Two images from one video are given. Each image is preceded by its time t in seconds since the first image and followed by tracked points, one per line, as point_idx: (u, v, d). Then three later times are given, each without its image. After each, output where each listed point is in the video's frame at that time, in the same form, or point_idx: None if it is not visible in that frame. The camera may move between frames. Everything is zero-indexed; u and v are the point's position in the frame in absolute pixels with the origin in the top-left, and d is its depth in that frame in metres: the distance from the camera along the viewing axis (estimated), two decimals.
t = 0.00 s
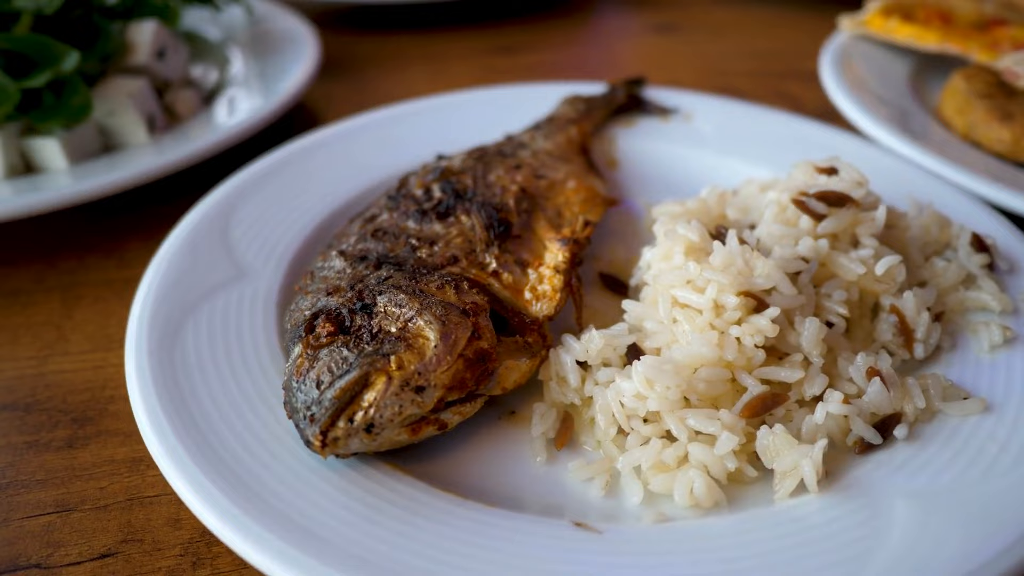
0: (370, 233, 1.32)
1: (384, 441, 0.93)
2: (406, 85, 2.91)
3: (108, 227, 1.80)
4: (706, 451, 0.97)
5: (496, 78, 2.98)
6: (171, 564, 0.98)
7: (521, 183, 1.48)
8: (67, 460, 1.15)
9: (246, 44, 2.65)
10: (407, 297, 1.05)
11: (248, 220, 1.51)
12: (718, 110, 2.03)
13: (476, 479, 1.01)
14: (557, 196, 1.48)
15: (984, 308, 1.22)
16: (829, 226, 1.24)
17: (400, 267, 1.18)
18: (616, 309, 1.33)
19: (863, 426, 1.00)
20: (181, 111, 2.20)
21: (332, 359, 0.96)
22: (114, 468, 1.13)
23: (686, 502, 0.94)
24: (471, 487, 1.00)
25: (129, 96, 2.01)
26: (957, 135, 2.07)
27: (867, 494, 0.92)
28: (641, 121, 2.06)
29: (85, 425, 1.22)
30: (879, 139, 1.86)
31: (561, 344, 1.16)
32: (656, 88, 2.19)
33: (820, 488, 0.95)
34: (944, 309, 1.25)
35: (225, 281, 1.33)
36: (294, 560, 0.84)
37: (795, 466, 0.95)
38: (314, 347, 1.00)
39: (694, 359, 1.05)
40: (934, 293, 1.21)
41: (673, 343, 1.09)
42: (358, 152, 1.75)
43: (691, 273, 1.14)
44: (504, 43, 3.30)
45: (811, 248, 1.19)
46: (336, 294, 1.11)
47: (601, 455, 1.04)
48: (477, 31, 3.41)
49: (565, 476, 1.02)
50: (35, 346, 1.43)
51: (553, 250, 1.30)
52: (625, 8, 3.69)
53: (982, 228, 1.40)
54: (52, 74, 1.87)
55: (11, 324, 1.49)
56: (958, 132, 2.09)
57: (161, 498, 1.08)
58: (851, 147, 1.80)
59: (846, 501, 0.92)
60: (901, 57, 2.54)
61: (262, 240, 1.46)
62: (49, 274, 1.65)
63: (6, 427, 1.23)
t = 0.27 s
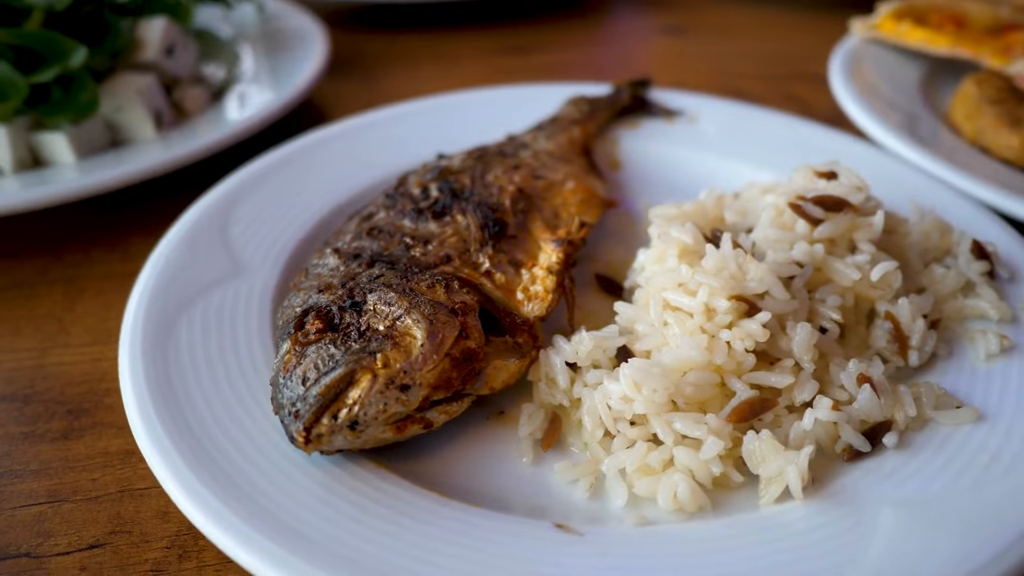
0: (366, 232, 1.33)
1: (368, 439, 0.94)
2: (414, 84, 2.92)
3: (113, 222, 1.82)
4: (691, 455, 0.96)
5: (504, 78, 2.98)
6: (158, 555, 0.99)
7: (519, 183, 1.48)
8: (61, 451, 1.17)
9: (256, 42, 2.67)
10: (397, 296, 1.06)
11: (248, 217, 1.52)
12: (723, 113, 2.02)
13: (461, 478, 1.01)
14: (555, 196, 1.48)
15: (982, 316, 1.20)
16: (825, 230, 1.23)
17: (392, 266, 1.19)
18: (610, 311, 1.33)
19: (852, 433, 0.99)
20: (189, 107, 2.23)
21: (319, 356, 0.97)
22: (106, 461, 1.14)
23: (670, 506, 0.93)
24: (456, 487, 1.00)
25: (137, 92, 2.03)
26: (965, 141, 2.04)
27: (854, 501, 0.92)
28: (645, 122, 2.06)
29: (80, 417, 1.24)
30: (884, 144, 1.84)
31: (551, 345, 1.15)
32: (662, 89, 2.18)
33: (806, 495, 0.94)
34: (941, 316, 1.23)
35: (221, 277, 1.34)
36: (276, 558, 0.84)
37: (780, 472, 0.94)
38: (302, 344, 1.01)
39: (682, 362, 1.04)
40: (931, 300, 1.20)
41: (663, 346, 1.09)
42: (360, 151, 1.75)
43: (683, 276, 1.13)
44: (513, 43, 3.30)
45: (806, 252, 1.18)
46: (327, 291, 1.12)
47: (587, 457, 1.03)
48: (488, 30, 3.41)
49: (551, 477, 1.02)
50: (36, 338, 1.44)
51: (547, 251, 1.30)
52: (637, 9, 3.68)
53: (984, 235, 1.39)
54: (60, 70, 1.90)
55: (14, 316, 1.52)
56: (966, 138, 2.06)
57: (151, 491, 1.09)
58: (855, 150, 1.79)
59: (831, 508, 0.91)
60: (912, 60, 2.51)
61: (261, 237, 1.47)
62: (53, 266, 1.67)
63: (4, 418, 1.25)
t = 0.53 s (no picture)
0: (361, 230, 1.33)
1: (352, 436, 0.94)
2: (422, 83, 2.93)
3: (118, 216, 1.84)
4: (676, 459, 0.96)
5: (512, 77, 2.98)
6: (144, 547, 1.00)
7: (517, 182, 1.48)
8: (55, 442, 1.18)
9: (266, 39, 2.69)
10: (386, 294, 1.06)
11: (247, 213, 1.53)
12: (727, 115, 2.01)
13: (445, 478, 1.01)
14: (552, 197, 1.47)
15: (980, 324, 1.19)
16: (821, 234, 1.22)
17: (385, 264, 1.19)
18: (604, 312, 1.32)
19: (840, 440, 0.98)
20: (197, 103, 2.25)
21: (306, 352, 0.98)
22: (99, 452, 1.16)
23: (653, 510, 0.93)
24: (440, 486, 1.00)
25: (145, 88, 2.05)
26: (974, 146, 2.02)
27: (838, 509, 0.91)
28: (649, 124, 2.05)
29: (76, 408, 1.25)
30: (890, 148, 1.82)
31: (541, 345, 1.15)
32: (667, 91, 2.17)
33: (791, 501, 0.93)
34: (938, 323, 1.22)
35: (218, 273, 1.35)
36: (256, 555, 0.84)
37: (764, 477, 0.93)
38: (290, 340, 1.01)
39: (670, 365, 1.04)
40: (927, 307, 1.19)
41: (652, 348, 1.08)
42: (361, 149, 1.76)
43: (674, 279, 1.13)
44: (523, 43, 3.30)
45: (800, 256, 1.17)
46: (318, 288, 1.13)
47: (573, 458, 1.03)
48: (498, 30, 3.40)
49: (535, 478, 1.02)
50: (37, 330, 1.46)
51: (541, 251, 1.30)
52: (648, 10, 3.66)
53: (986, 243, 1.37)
54: (68, 66, 1.92)
55: (16, 308, 1.54)
56: (975, 143, 2.04)
57: (140, 483, 1.10)
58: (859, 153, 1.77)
59: (815, 515, 0.90)
60: (924, 64, 2.48)
61: (259, 233, 1.48)
62: (57, 260, 1.69)
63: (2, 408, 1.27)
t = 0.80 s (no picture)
0: (357, 228, 1.33)
1: (338, 433, 0.94)
2: (429, 82, 2.93)
3: (121, 212, 1.85)
4: (662, 462, 0.95)
5: (519, 77, 2.98)
6: (132, 540, 1.01)
7: (515, 183, 1.48)
8: (50, 434, 1.20)
9: (274, 36, 2.70)
10: (377, 292, 1.06)
11: (247, 210, 1.54)
12: (731, 117, 2.00)
13: (432, 477, 1.01)
14: (549, 197, 1.47)
15: (977, 331, 1.17)
16: (817, 238, 1.21)
17: (378, 262, 1.19)
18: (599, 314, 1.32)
19: (829, 446, 0.98)
20: (203, 100, 2.26)
21: (295, 349, 0.98)
22: (93, 445, 1.17)
23: (637, 513, 0.92)
24: (426, 485, 1.00)
25: (151, 84, 2.07)
26: (981, 151, 2.00)
27: (825, 515, 0.90)
28: (652, 125, 2.04)
29: (72, 401, 1.26)
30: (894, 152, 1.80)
31: (533, 346, 1.15)
32: (671, 92, 2.16)
33: (777, 507, 0.93)
34: (934, 329, 1.21)
35: (214, 269, 1.36)
36: (241, 552, 0.84)
37: (751, 482, 0.93)
38: (280, 337, 1.02)
39: (660, 368, 1.03)
40: (923, 313, 1.17)
41: (642, 351, 1.08)
42: (362, 148, 1.77)
43: (667, 281, 1.12)
44: (530, 43, 3.29)
45: (795, 260, 1.16)
46: (311, 286, 1.13)
47: (560, 459, 1.03)
48: (506, 30, 3.40)
49: (522, 478, 1.01)
50: (38, 323, 1.48)
51: (536, 251, 1.30)
52: (657, 11, 3.65)
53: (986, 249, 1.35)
54: (73, 62, 1.95)
55: (18, 301, 1.55)
56: (982, 148, 2.02)
57: (132, 476, 1.10)
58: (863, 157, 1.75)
59: (801, 521, 0.90)
60: (934, 68, 2.46)
61: (257, 230, 1.49)
62: (60, 253, 1.71)
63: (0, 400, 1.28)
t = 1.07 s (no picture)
0: (352, 225, 1.34)
1: (323, 430, 0.95)
2: (436, 81, 2.94)
3: (126, 206, 1.87)
4: (646, 466, 0.95)
5: (527, 78, 2.97)
6: (120, 531, 1.02)
7: (512, 183, 1.48)
8: (46, 425, 1.21)
9: (284, 34, 2.72)
10: (367, 290, 1.07)
11: (246, 206, 1.55)
12: (736, 119, 1.99)
13: (417, 475, 1.02)
14: (546, 198, 1.47)
15: (973, 339, 1.16)
16: (812, 243, 1.20)
17: (370, 261, 1.20)
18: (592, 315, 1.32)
19: (815, 453, 0.97)
20: (211, 97, 2.28)
21: (282, 346, 0.99)
22: (86, 437, 1.18)
23: (619, 515, 0.92)
24: (411, 484, 1.00)
25: (159, 81, 2.09)
26: (989, 158, 1.97)
27: (808, 522, 0.89)
28: (656, 127, 2.03)
29: (69, 393, 1.28)
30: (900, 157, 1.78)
31: (522, 347, 1.15)
32: (677, 93, 2.15)
33: (761, 512, 0.92)
34: (930, 336, 1.19)
35: (211, 264, 1.37)
36: (222, 547, 0.84)
37: (734, 487, 0.92)
38: (269, 333, 1.02)
39: (647, 370, 1.03)
40: (918, 320, 1.16)
41: (631, 353, 1.07)
42: (364, 146, 1.77)
43: (658, 284, 1.12)
44: (539, 43, 3.29)
45: (788, 264, 1.15)
46: (302, 283, 1.14)
47: (546, 460, 1.03)
48: (515, 30, 3.40)
49: (507, 479, 1.01)
50: (39, 315, 1.50)
51: (530, 252, 1.30)
52: (668, 12, 3.63)
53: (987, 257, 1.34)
54: (81, 58, 1.97)
55: (21, 293, 1.57)
56: (990, 154, 1.99)
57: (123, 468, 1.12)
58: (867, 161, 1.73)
59: (784, 527, 0.89)
60: (945, 72, 2.43)
61: (256, 225, 1.50)
62: (64, 246, 1.73)
63: None
